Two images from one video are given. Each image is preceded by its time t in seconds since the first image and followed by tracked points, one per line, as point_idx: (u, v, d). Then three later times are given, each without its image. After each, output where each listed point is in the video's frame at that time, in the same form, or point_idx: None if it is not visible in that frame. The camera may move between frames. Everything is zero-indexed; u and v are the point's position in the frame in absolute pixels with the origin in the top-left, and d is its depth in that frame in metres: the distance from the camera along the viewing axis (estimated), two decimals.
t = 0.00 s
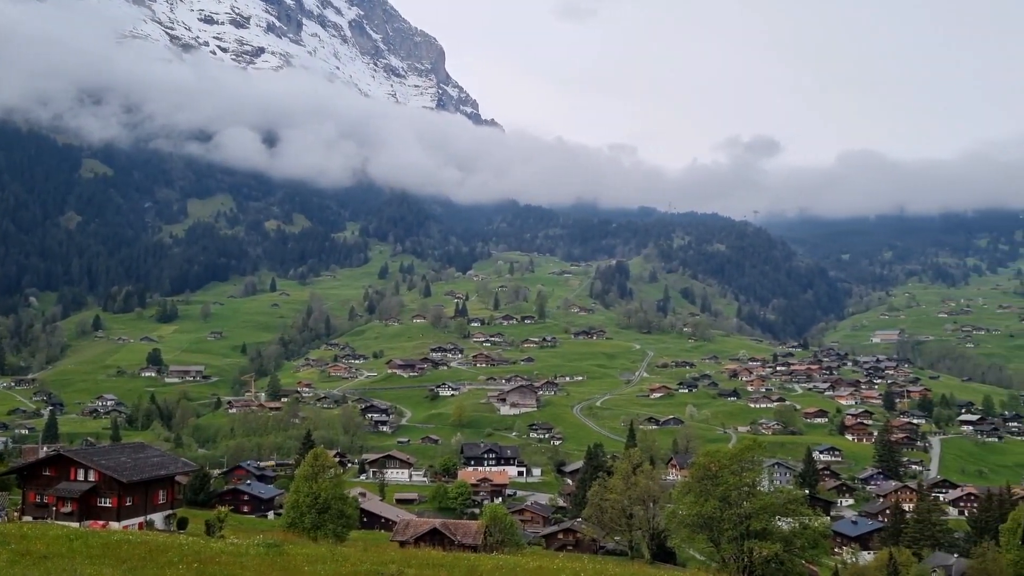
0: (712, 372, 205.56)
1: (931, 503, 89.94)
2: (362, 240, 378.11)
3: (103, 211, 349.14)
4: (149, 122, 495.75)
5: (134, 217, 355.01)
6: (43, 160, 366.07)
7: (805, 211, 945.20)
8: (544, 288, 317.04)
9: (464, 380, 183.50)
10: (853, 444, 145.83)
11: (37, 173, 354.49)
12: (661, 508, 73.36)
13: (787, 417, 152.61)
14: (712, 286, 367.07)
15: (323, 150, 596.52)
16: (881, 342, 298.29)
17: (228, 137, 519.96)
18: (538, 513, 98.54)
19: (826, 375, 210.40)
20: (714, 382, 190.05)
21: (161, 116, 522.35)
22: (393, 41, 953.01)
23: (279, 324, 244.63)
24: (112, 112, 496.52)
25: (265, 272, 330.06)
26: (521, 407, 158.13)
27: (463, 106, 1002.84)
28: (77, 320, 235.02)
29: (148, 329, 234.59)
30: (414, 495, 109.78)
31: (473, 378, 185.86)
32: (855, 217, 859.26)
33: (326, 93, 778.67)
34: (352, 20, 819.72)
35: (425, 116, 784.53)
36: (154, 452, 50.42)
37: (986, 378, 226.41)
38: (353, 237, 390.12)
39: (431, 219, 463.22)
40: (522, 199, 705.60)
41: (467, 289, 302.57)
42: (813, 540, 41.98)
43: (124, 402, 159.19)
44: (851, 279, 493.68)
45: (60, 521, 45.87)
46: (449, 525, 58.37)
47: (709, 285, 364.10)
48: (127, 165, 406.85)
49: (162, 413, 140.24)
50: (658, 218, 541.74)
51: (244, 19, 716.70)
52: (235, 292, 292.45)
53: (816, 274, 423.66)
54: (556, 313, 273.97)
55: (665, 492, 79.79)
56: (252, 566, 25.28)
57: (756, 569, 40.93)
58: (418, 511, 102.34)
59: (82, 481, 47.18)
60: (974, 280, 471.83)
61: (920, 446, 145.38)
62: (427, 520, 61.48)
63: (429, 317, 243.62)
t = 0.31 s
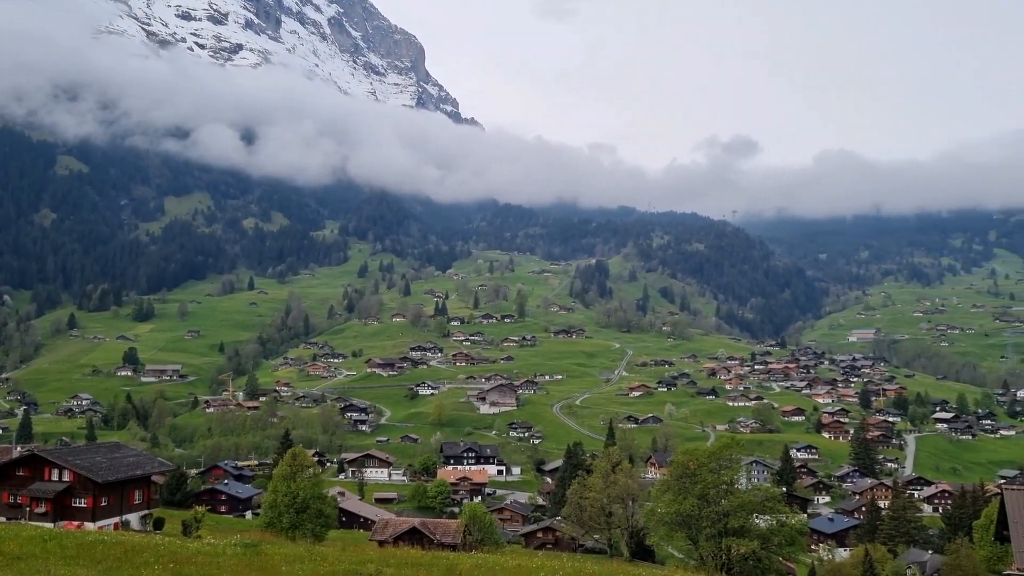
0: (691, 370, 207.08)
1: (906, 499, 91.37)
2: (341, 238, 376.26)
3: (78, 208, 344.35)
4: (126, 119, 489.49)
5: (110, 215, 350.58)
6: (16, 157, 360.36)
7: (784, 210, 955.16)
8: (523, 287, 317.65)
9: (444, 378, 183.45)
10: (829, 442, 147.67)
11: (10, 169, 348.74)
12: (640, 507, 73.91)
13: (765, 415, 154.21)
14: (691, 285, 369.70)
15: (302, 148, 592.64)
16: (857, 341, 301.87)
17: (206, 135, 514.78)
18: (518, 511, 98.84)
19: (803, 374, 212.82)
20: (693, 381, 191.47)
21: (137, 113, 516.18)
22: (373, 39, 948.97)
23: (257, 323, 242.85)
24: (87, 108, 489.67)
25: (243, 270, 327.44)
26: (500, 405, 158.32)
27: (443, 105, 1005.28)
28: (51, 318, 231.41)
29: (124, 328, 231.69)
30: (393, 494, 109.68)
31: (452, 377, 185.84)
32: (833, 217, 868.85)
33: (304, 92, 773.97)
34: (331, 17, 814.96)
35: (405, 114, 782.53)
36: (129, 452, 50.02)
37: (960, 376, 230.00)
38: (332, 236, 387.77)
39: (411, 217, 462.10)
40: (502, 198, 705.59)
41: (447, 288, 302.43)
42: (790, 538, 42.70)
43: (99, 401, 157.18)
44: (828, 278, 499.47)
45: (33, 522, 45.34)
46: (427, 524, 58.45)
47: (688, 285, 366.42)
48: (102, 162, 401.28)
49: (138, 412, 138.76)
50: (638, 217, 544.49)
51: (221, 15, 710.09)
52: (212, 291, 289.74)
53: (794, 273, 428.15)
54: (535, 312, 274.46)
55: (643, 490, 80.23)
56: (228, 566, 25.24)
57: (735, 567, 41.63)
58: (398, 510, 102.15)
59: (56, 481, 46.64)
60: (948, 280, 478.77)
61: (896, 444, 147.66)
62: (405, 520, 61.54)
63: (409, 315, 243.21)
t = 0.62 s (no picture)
0: (668, 369, 208.63)
1: (878, 496, 93.03)
2: (318, 236, 373.82)
3: (50, 205, 338.95)
4: (99, 114, 482.31)
5: (82, 211, 345.10)
6: None
7: (760, 210, 964.04)
8: (501, 285, 317.66)
9: (421, 377, 183.23)
10: (804, 440, 149.74)
11: None
12: (616, 505, 74.15)
13: (741, 414, 155.89)
14: (668, 284, 372.14)
15: (279, 145, 587.80)
16: (831, 340, 305.73)
17: (181, 131, 508.88)
18: (495, 510, 99.20)
19: (778, 372, 215.25)
20: (670, 379, 193.02)
21: (111, 108, 508.59)
22: (351, 36, 943.45)
23: (233, 321, 240.82)
24: (59, 103, 481.48)
25: (218, 268, 324.41)
26: (478, 404, 158.49)
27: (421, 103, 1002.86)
28: (22, 317, 227.47)
29: (97, 326, 228.48)
30: (371, 493, 109.53)
31: (430, 375, 185.65)
32: (808, 217, 878.08)
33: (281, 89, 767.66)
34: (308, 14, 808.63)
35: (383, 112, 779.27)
36: (103, 452, 49.62)
37: (932, 375, 233.95)
38: (309, 233, 385.13)
39: (389, 216, 460.40)
40: (481, 196, 705.28)
41: (425, 287, 301.94)
42: (764, 535, 43.58)
43: (72, 400, 155.04)
44: (803, 278, 505.08)
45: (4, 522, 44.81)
46: (404, 523, 58.54)
47: (666, 283, 368.68)
48: (74, 158, 395.21)
49: (112, 411, 137.11)
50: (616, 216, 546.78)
51: (197, 11, 702.42)
52: (187, 289, 286.77)
53: (770, 273, 432.56)
54: (514, 310, 274.87)
55: (620, 488, 80.87)
56: (203, 566, 25.30)
57: (710, 564, 42.33)
58: (375, 509, 101.90)
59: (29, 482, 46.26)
60: (921, 280, 486.21)
61: (869, 441, 150.02)
62: (382, 519, 61.52)
63: (387, 314, 242.48)
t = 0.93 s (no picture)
0: (645, 367, 210.10)
1: (853, 494, 94.63)
2: (294, 234, 371.31)
3: (21, 202, 333.18)
4: (72, 110, 474.93)
5: (56, 208, 339.80)
6: None
7: (736, 210, 973.08)
8: (480, 284, 317.76)
9: (399, 376, 182.91)
10: (779, 437, 151.61)
11: None
12: (594, 503, 74.99)
13: (717, 412, 157.45)
14: (645, 283, 374.54)
15: (255, 142, 582.61)
16: (807, 339, 309.79)
17: (156, 127, 502.67)
18: (473, 509, 99.53)
19: (754, 371, 217.67)
20: (647, 378, 194.50)
21: (84, 104, 500.94)
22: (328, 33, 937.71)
23: (209, 320, 238.51)
24: (31, 99, 473.35)
25: (194, 266, 321.12)
26: (456, 402, 158.50)
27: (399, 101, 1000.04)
28: None
29: (71, 325, 225.14)
30: (348, 492, 109.32)
31: (408, 374, 185.37)
32: (784, 217, 888.16)
33: (258, 85, 761.11)
34: (285, 10, 801.76)
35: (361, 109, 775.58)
36: (76, 452, 49.10)
37: (905, 373, 237.87)
38: (286, 231, 382.40)
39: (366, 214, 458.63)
40: (459, 195, 704.82)
41: (402, 285, 301.24)
42: (740, 532, 44.17)
43: (44, 400, 152.70)
44: (779, 277, 510.68)
45: None
46: (381, 522, 58.60)
47: (643, 282, 371.04)
48: (47, 154, 388.85)
49: (85, 411, 135.28)
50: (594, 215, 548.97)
51: (172, 6, 694.49)
52: (162, 287, 283.56)
53: (746, 272, 436.81)
54: (492, 309, 275.27)
55: (597, 486, 81.47)
56: (178, 565, 25.33)
57: (686, 560, 42.94)
58: (352, 508, 101.83)
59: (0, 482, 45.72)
60: (894, 279, 493.72)
61: (843, 439, 152.19)
62: (360, 518, 61.50)
63: (364, 312, 241.55)
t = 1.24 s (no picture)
0: (621, 366, 211.35)
1: (826, 490, 96.17)
2: (269, 232, 368.06)
3: None
4: (42, 106, 466.40)
5: (25, 205, 333.72)
6: None
7: (711, 209, 982.00)
8: (456, 283, 317.52)
9: (375, 375, 182.39)
10: (753, 435, 153.42)
11: None
12: (570, 501, 75.35)
13: (693, 410, 158.91)
14: (622, 282, 376.80)
15: (230, 140, 576.83)
16: (781, 337, 313.70)
17: (129, 123, 495.55)
18: (449, 508, 99.73)
19: (729, 369, 219.91)
20: (624, 376, 195.73)
21: (54, 99, 492.09)
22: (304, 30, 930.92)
23: (184, 318, 235.88)
24: None
25: (167, 265, 317.22)
26: (432, 401, 158.38)
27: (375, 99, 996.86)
28: None
29: (41, 323, 221.30)
30: (323, 492, 109.07)
31: (384, 373, 184.91)
32: (758, 216, 897.69)
33: (232, 82, 753.30)
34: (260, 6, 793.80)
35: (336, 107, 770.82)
36: (46, 452, 48.51)
37: (877, 371, 241.75)
38: (261, 229, 379.02)
39: (342, 212, 456.02)
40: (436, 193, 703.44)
41: (378, 284, 300.24)
42: (716, 529, 44.92)
43: (13, 400, 149.98)
44: (754, 276, 516.05)
45: None
46: (357, 522, 58.63)
47: (619, 281, 373.09)
48: (16, 151, 381.59)
49: (55, 410, 133.26)
50: (572, 214, 550.62)
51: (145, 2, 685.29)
52: (134, 285, 279.73)
53: (721, 271, 440.97)
54: (468, 308, 275.25)
55: (573, 485, 81.89)
56: (151, 566, 25.27)
57: (662, 556, 43.62)
58: (327, 508, 101.45)
59: None
60: (866, 278, 501.33)
61: (817, 436, 154.43)
62: (336, 517, 61.54)
63: (340, 311, 240.38)
